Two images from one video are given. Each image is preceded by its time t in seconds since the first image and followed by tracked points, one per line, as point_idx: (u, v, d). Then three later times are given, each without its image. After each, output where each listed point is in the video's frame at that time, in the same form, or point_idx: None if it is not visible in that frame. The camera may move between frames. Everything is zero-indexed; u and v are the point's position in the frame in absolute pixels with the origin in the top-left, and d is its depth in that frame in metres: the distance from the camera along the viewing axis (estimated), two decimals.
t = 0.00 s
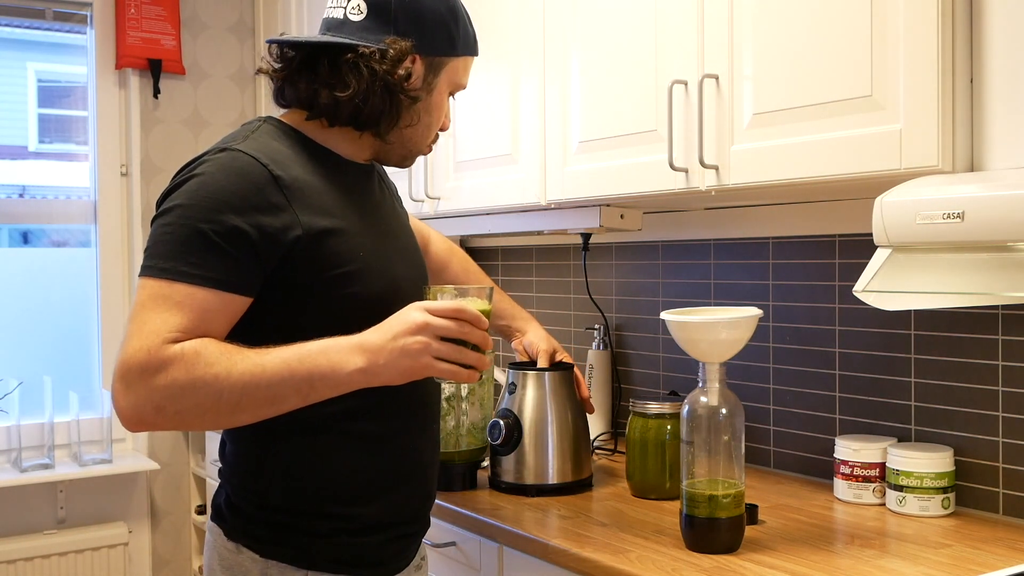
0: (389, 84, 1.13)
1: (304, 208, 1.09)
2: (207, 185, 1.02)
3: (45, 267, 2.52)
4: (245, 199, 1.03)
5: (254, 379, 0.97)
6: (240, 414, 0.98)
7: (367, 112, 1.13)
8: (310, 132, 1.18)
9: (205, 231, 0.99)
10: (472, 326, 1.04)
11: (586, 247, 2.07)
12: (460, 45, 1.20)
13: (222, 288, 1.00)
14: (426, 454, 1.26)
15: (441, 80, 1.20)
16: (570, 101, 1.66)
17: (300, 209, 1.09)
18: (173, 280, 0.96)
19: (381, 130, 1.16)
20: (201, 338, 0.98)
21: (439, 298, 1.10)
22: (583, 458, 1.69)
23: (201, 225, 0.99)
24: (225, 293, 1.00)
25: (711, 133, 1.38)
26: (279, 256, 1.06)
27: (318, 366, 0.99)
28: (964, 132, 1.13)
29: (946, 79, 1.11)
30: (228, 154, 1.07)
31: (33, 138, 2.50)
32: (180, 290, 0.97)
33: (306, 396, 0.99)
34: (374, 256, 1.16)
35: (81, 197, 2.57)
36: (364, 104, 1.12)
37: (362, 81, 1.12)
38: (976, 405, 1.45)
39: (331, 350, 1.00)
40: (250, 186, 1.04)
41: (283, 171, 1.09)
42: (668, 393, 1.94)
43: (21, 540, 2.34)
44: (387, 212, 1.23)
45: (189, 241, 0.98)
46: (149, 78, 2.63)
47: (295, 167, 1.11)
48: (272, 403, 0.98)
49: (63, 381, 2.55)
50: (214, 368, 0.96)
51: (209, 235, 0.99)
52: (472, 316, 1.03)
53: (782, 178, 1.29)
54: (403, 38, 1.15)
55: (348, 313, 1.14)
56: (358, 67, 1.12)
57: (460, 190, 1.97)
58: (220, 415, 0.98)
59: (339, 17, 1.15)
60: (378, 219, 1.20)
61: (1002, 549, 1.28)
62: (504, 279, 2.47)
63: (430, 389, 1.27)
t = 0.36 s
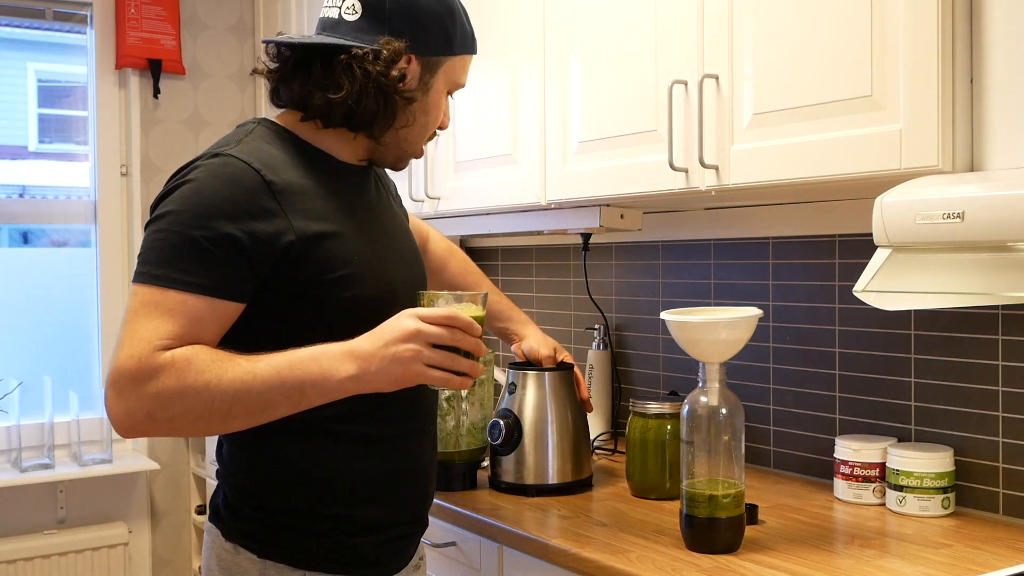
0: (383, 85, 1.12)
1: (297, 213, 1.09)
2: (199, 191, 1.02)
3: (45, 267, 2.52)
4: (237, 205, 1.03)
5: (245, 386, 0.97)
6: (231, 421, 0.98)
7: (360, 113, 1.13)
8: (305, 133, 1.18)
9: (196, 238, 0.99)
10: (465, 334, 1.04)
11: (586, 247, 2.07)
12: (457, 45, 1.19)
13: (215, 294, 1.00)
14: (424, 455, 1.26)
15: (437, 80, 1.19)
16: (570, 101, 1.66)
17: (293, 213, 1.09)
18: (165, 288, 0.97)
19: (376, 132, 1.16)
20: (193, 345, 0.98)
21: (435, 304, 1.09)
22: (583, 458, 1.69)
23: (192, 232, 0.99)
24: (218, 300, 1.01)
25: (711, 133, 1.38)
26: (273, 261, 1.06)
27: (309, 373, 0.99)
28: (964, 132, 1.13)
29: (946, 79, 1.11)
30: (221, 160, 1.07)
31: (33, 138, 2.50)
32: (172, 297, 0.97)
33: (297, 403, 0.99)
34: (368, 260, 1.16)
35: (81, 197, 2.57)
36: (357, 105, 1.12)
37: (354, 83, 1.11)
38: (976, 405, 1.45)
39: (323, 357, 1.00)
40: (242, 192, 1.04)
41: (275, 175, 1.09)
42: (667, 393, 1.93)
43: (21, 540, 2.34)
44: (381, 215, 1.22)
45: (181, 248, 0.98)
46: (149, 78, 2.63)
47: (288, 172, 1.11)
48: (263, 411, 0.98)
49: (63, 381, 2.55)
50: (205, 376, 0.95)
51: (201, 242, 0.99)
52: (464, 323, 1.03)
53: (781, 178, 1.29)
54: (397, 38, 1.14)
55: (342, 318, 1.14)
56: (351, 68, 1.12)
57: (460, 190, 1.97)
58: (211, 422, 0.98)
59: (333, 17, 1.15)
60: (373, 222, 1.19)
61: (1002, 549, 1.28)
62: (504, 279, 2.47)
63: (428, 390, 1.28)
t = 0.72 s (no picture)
0: (373, 85, 1.12)
1: (288, 215, 1.09)
2: (189, 195, 1.02)
3: (45, 267, 2.52)
4: (228, 209, 1.03)
5: (237, 390, 0.97)
6: (224, 425, 0.98)
7: (350, 113, 1.13)
8: (297, 135, 1.18)
9: (187, 242, 0.99)
10: (457, 336, 1.03)
11: (586, 247, 2.07)
12: (449, 40, 1.18)
13: (206, 298, 1.00)
14: (421, 456, 1.26)
15: (429, 77, 1.18)
16: (570, 101, 1.66)
17: (285, 215, 1.09)
18: (156, 293, 0.97)
19: (368, 131, 1.16)
20: (185, 350, 0.98)
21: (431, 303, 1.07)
22: (583, 458, 1.69)
23: (182, 236, 0.99)
24: (214, 302, 1.01)
25: (711, 133, 1.38)
26: (265, 263, 1.06)
27: (301, 377, 0.98)
28: (964, 132, 1.13)
29: (946, 80, 1.11)
30: (212, 163, 1.07)
31: (33, 138, 2.50)
32: (164, 302, 0.97)
33: (289, 406, 0.99)
34: (362, 261, 1.16)
35: (81, 197, 2.57)
36: (347, 106, 1.12)
37: (343, 84, 1.12)
38: (976, 405, 1.45)
39: (314, 360, 0.99)
40: (233, 196, 1.04)
41: (266, 178, 1.09)
42: (667, 393, 1.94)
43: (20, 540, 2.34)
44: (376, 215, 1.22)
45: (172, 253, 0.98)
46: (149, 78, 2.63)
47: (279, 174, 1.11)
48: (256, 415, 0.98)
49: (63, 381, 2.55)
50: (196, 381, 0.96)
51: (191, 246, 0.99)
52: (457, 325, 1.02)
53: (782, 178, 1.29)
54: (387, 37, 1.14)
55: (337, 318, 1.14)
56: (340, 69, 1.12)
57: (460, 190, 1.97)
58: (204, 427, 0.98)
59: (323, 17, 1.15)
60: (367, 222, 1.19)
61: (1002, 549, 1.28)
62: (504, 279, 2.47)
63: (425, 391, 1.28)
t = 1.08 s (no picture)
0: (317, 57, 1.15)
1: (285, 211, 1.09)
2: (186, 192, 1.02)
3: (45, 267, 2.52)
4: (225, 206, 1.03)
5: (233, 384, 0.96)
6: (221, 420, 0.97)
7: (296, 85, 1.16)
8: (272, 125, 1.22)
9: (183, 238, 0.99)
10: (455, 327, 1.01)
11: (586, 247, 2.07)
12: (407, 14, 1.16)
13: (202, 295, 1.00)
14: (421, 456, 1.26)
15: (390, 54, 1.16)
16: (570, 101, 1.66)
17: (282, 212, 1.09)
18: (154, 289, 0.97)
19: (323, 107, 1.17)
20: (183, 345, 0.98)
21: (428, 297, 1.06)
22: (583, 458, 1.69)
23: (179, 233, 0.99)
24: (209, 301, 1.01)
25: (711, 132, 1.38)
26: (262, 260, 1.06)
27: (299, 370, 0.98)
28: (964, 132, 1.13)
29: (945, 80, 1.11)
30: (209, 160, 1.07)
31: (33, 138, 2.50)
32: (161, 298, 0.97)
33: (287, 401, 0.98)
34: (360, 258, 1.16)
35: (81, 197, 2.57)
36: (288, 78, 1.16)
37: (287, 57, 1.16)
38: (976, 405, 1.45)
39: (312, 354, 0.99)
40: (230, 192, 1.04)
41: (263, 175, 1.09)
42: (668, 393, 1.93)
43: (20, 540, 2.34)
44: (373, 213, 1.22)
45: (169, 250, 0.98)
46: (149, 78, 2.63)
47: (276, 171, 1.11)
48: (254, 409, 0.97)
49: (63, 381, 2.55)
50: (193, 374, 0.95)
51: (188, 242, 0.99)
52: (454, 316, 1.00)
53: (782, 178, 1.29)
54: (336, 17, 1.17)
55: (336, 315, 1.13)
56: (287, 47, 1.17)
57: (460, 190, 1.97)
58: (203, 422, 0.97)
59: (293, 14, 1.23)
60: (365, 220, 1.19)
61: (1002, 549, 1.27)
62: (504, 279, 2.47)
63: (425, 390, 1.28)
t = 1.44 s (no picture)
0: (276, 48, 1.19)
1: (279, 209, 1.09)
2: (177, 191, 1.02)
3: (45, 267, 2.52)
4: (217, 205, 1.03)
5: (224, 383, 0.96)
6: (213, 418, 0.97)
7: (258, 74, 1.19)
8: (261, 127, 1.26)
9: (176, 237, 0.99)
10: (444, 323, 1.00)
11: (586, 247, 2.07)
12: None
13: (196, 294, 1.00)
14: (421, 456, 1.26)
15: (349, 34, 1.16)
16: (570, 101, 1.66)
17: (275, 209, 1.09)
18: (147, 288, 0.97)
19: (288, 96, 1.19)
20: (176, 343, 0.98)
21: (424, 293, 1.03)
22: (583, 458, 1.69)
23: (172, 232, 0.99)
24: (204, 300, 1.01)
25: (711, 132, 1.38)
26: (255, 259, 1.06)
27: (289, 368, 0.98)
28: (964, 132, 1.13)
29: (946, 81, 1.11)
30: (202, 160, 1.07)
31: (33, 138, 2.50)
32: (154, 296, 0.97)
33: (279, 399, 0.98)
34: (355, 255, 1.15)
35: (81, 197, 2.57)
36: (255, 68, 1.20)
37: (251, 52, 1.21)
38: (977, 405, 1.45)
39: (303, 352, 0.99)
40: (222, 191, 1.04)
41: (256, 173, 1.09)
42: (667, 393, 1.93)
43: (21, 540, 2.34)
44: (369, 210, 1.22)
45: (161, 248, 0.98)
46: (149, 78, 2.63)
47: (270, 170, 1.11)
48: (245, 407, 0.97)
49: (63, 381, 2.55)
50: (184, 373, 0.95)
51: (179, 240, 0.99)
52: (444, 312, 0.99)
53: (783, 179, 1.29)
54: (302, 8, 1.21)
55: (333, 313, 1.13)
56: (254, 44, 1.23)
57: (460, 190, 1.97)
58: (195, 420, 0.97)
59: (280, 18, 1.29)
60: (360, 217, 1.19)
61: (1002, 549, 1.28)
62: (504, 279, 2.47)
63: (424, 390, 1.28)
